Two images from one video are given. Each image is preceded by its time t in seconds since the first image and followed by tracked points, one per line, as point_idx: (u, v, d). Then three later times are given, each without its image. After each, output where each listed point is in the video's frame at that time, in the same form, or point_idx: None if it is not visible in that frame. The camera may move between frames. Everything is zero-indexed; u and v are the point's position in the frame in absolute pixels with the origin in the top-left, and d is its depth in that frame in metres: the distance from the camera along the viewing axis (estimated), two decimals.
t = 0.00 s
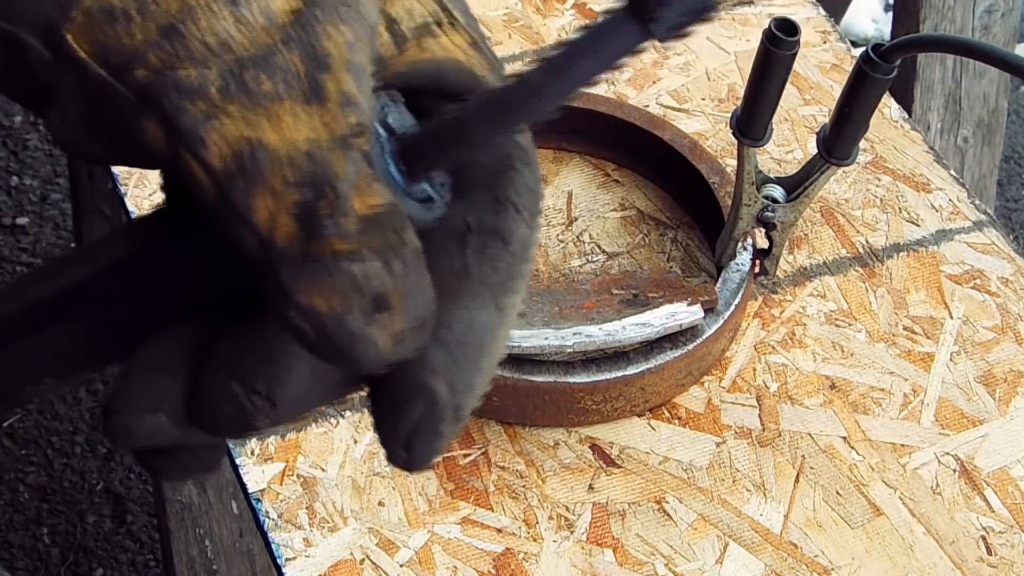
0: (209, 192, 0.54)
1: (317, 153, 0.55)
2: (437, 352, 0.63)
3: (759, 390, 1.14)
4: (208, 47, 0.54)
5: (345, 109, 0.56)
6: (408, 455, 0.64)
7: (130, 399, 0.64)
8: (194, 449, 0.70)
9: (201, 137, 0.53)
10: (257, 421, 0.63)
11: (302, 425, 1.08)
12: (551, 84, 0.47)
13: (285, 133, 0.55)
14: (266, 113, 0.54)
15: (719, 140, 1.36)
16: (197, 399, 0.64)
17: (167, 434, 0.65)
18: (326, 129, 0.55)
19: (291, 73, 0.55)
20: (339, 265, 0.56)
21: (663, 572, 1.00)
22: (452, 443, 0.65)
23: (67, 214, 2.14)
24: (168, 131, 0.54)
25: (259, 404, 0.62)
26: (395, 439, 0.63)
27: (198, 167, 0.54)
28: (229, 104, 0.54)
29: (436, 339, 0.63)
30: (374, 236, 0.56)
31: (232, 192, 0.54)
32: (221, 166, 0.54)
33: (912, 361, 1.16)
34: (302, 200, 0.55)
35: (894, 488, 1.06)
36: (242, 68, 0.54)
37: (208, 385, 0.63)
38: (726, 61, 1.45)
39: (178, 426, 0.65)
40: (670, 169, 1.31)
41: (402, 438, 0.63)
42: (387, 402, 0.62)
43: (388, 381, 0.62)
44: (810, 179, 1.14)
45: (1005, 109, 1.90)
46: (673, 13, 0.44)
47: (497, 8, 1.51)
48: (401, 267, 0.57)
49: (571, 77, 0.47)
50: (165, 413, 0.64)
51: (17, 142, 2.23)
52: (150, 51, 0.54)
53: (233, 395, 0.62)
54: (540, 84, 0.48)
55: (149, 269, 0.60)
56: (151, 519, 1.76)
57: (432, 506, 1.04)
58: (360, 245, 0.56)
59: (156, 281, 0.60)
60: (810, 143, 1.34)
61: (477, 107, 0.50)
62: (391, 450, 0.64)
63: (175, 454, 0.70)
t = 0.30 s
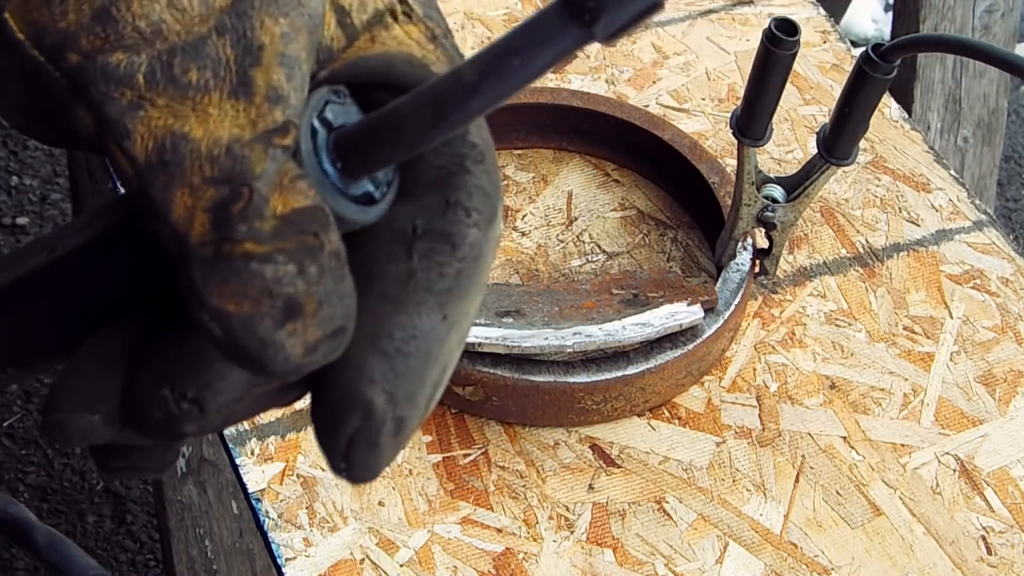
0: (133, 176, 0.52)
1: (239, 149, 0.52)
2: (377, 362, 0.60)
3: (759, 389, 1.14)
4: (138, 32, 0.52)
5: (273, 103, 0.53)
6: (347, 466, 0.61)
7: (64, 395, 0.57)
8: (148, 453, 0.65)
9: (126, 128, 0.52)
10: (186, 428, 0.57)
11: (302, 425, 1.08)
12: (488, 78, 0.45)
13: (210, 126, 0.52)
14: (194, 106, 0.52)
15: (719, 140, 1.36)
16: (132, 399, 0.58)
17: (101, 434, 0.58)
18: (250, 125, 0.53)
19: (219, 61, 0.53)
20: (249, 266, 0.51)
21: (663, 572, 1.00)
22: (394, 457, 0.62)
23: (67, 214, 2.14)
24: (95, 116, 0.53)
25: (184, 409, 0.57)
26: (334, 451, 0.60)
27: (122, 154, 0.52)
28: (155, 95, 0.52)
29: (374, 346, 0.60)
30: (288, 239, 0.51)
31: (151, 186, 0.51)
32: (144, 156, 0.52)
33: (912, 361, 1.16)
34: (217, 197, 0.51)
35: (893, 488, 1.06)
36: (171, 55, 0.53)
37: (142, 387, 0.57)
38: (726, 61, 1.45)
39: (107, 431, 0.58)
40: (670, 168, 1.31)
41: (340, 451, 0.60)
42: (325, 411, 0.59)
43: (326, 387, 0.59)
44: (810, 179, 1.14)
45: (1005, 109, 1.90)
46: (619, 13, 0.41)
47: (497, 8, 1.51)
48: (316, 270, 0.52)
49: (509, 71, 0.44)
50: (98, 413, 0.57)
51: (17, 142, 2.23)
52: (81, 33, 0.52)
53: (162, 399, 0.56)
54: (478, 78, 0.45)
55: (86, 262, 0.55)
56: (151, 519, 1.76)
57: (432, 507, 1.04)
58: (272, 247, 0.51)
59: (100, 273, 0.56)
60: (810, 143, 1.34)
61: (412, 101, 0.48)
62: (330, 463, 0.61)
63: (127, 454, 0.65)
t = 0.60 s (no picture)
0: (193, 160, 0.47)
1: (300, 119, 0.48)
2: (424, 316, 0.56)
3: (759, 389, 1.14)
4: (187, 12, 0.46)
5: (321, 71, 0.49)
6: (398, 420, 0.58)
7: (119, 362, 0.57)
8: (183, 417, 0.63)
9: (181, 101, 0.46)
10: (245, 386, 0.56)
11: (302, 425, 1.08)
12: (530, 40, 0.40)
13: (266, 98, 0.47)
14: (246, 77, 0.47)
15: (719, 140, 1.36)
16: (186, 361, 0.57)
17: (156, 398, 0.59)
18: (304, 91, 0.48)
19: (268, 36, 0.48)
20: (318, 224, 0.49)
21: (663, 572, 1.00)
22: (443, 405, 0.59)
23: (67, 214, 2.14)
24: (149, 95, 0.46)
25: (245, 368, 0.56)
26: (383, 403, 0.57)
27: (181, 133, 0.46)
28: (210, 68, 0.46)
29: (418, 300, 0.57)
30: (354, 199, 0.49)
31: (215, 157, 0.47)
32: (204, 132, 0.46)
33: (912, 361, 1.16)
34: (287, 164, 0.48)
35: (894, 488, 1.06)
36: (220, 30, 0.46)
37: (194, 349, 0.56)
38: (726, 61, 1.45)
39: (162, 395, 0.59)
40: (670, 169, 1.31)
41: (390, 402, 0.57)
42: (372, 367, 0.56)
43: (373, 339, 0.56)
44: (810, 179, 1.14)
45: (1005, 108, 1.90)
46: None
47: (496, 8, 1.51)
48: (379, 225, 0.50)
49: (552, 30, 0.40)
50: (153, 377, 0.58)
51: (17, 142, 2.23)
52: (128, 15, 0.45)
53: (221, 358, 0.55)
54: (519, 40, 0.40)
55: (134, 231, 0.55)
56: (151, 518, 1.76)
57: (432, 507, 1.04)
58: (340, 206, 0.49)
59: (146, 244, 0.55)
60: (810, 143, 1.34)
61: (453, 72, 0.43)
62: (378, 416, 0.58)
63: (164, 422, 0.63)
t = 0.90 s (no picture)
0: (229, 131, 0.54)
1: (334, 87, 0.54)
2: (449, 273, 0.68)
3: (759, 389, 1.14)
4: None
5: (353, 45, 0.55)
6: (427, 368, 0.71)
7: (152, 327, 0.60)
8: (206, 379, 0.66)
9: (217, 76, 0.53)
10: (280, 343, 0.61)
11: (302, 425, 1.08)
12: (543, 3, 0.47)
13: (297, 70, 0.54)
14: (278, 53, 0.53)
15: (719, 140, 1.36)
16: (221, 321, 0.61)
17: (187, 363, 0.61)
18: (337, 65, 0.54)
19: (296, 14, 0.54)
20: (365, 188, 0.55)
21: (663, 572, 1.00)
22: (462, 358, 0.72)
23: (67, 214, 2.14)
24: (180, 70, 0.53)
25: (281, 325, 0.61)
26: (417, 356, 0.70)
27: (214, 103, 0.53)
28: (241, 44, 0.53)
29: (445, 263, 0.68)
30: (391, 160, 0.55)
31: (253, 124, 0.53)
32: (238, 105, 0.53)
33: (912, 361, 1.16)
34: (323, 130, 0.54)
35: (894, 488, 1.06)
36: (250, 9, 0.53)
37: (230, 311, 0.61)
38: (726, 61, 1.45)
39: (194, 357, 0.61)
40: (670, 168, 1.31)
41: (421, 354, 0.70)
42: (408, 321, 0.68)
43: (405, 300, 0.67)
44: (810, 179, 1.14)
45: (1005, 108, 1.90)
46: None
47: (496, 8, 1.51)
48: (419, 185, 0.57)
49: None
50: (188, 341, 0.61)
51: (17, 142, 2.23)
52: None
53: (257, 318, 0.60)
54: (533, 5, 0.48)
55: (157, 204, 0.60)
56: (151, 518, 1.76)
57: (432, 506, 1.04)
58: (381, 168, 0.55)
59: (163, 221, 0.60)
60: (810, 143, 1.34)
61: (469, 31, 0.49)
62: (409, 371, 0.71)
63: (191, 386, 0.66)
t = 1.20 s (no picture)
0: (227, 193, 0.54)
1: (331, 153, 0.54)
2: (443, 336, 0.60)
3: (759, 389, 1.14)
4: (217, 52, 0.54)
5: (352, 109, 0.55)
6: (417, 438, 0.62)
7: (148, 379, 0.58)
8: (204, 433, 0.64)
9: (217, 138, 0.53)
10: (274, 406, 0.58)
11: (302, 425, 1.08)
12: (542, 76, 0.46)
13: (296, 135, 0.54)
14: (278, 116, 0.54)
15: (719, 140, 1.36)
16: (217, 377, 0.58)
17: (181, 419, 0.59)
18: (336, 130, 0.54)
19: (297, 75, 0.54)
20: (353, 258, 0.53)
21: (663, 572, 1.00)
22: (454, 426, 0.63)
23: (67, 214, 2.14)
24: (181, 129, 0.54)
25: (273, 389, 0.58)
26: (406, 420, 0.61)
27: (215, 165, 0.54)
28: (244, 107, 0.53)
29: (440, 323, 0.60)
30: (381, 232, 0.53)
31: (247, 189, 0.53)
32: (236, 168, 0.53)
33: (912, 361, 1.16)
34: (318, 198, 0.53)
35: (893, 488, 1.06)
36: (252, 70, 0.54)
37: (226, 369, 0.58)
38: (726, 61, 1.45)
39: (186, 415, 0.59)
40: (670, 168, 1.31)
41: (412, 417, 0.61)
42: (399, 382, 0.60)
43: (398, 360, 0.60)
44: (810, 179, 1.14)
45: (1005, 108, 1.90)
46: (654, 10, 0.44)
47: (497, 8, 1.51)
48: (409, 258, 0.54)
49: (561, 70, 0.46)
50: (182, 398, 0.58)
51: (17, 142, 2.23)
52: (162, 56, 0.54)
53: (251, 379, 0.57)
54: (533, 77, 0.46)
55: (157, 254, 0.60)
56: (151, 518, 1.76)
57: (432, 506, 1.04)
58: (372, 239, 0.53)
59: (169, 264, 0.60)
60: (810, 143, 1.34)
61: (469, 100, 0.48)
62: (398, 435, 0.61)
63: (186, 436, 0.64)
